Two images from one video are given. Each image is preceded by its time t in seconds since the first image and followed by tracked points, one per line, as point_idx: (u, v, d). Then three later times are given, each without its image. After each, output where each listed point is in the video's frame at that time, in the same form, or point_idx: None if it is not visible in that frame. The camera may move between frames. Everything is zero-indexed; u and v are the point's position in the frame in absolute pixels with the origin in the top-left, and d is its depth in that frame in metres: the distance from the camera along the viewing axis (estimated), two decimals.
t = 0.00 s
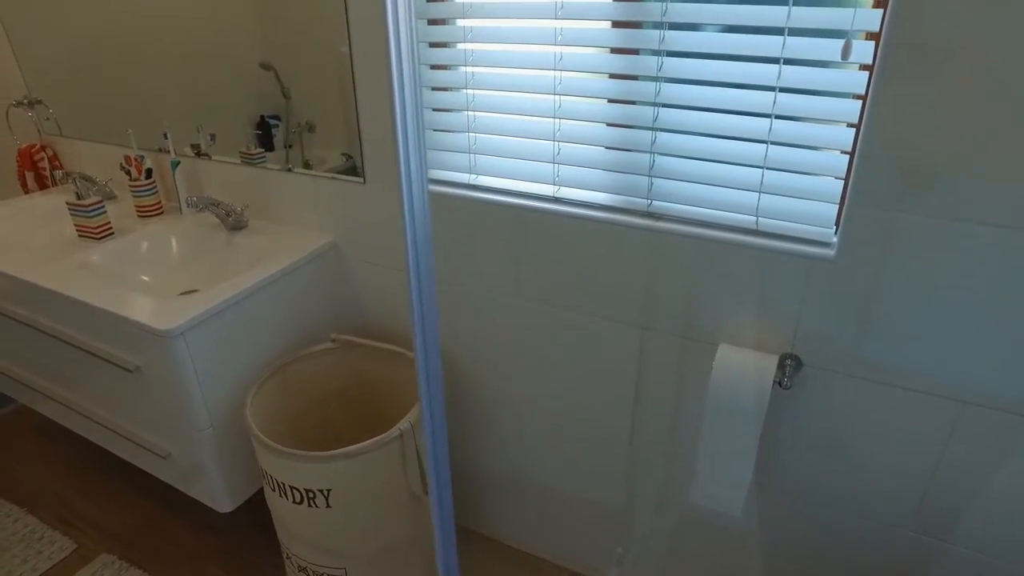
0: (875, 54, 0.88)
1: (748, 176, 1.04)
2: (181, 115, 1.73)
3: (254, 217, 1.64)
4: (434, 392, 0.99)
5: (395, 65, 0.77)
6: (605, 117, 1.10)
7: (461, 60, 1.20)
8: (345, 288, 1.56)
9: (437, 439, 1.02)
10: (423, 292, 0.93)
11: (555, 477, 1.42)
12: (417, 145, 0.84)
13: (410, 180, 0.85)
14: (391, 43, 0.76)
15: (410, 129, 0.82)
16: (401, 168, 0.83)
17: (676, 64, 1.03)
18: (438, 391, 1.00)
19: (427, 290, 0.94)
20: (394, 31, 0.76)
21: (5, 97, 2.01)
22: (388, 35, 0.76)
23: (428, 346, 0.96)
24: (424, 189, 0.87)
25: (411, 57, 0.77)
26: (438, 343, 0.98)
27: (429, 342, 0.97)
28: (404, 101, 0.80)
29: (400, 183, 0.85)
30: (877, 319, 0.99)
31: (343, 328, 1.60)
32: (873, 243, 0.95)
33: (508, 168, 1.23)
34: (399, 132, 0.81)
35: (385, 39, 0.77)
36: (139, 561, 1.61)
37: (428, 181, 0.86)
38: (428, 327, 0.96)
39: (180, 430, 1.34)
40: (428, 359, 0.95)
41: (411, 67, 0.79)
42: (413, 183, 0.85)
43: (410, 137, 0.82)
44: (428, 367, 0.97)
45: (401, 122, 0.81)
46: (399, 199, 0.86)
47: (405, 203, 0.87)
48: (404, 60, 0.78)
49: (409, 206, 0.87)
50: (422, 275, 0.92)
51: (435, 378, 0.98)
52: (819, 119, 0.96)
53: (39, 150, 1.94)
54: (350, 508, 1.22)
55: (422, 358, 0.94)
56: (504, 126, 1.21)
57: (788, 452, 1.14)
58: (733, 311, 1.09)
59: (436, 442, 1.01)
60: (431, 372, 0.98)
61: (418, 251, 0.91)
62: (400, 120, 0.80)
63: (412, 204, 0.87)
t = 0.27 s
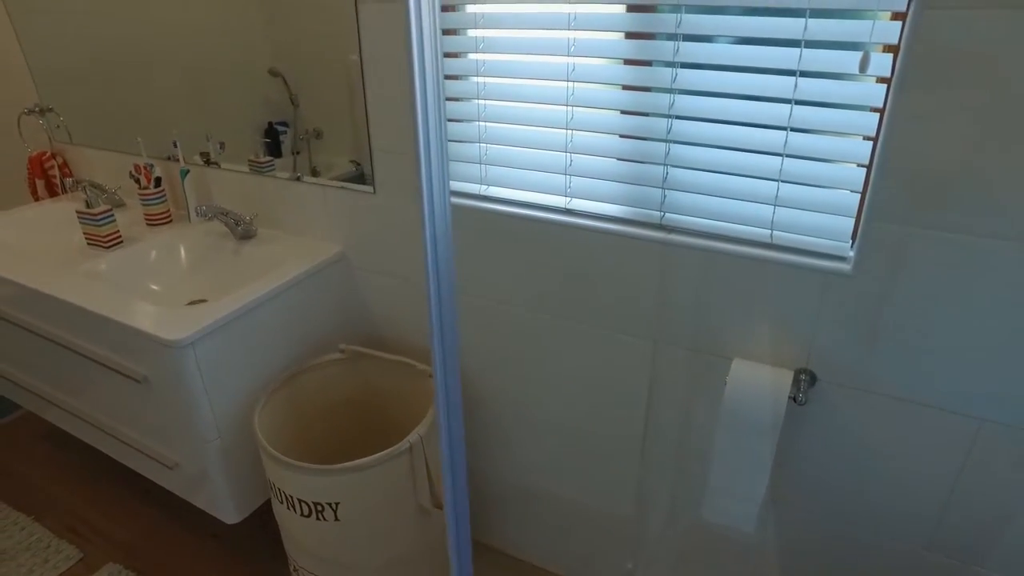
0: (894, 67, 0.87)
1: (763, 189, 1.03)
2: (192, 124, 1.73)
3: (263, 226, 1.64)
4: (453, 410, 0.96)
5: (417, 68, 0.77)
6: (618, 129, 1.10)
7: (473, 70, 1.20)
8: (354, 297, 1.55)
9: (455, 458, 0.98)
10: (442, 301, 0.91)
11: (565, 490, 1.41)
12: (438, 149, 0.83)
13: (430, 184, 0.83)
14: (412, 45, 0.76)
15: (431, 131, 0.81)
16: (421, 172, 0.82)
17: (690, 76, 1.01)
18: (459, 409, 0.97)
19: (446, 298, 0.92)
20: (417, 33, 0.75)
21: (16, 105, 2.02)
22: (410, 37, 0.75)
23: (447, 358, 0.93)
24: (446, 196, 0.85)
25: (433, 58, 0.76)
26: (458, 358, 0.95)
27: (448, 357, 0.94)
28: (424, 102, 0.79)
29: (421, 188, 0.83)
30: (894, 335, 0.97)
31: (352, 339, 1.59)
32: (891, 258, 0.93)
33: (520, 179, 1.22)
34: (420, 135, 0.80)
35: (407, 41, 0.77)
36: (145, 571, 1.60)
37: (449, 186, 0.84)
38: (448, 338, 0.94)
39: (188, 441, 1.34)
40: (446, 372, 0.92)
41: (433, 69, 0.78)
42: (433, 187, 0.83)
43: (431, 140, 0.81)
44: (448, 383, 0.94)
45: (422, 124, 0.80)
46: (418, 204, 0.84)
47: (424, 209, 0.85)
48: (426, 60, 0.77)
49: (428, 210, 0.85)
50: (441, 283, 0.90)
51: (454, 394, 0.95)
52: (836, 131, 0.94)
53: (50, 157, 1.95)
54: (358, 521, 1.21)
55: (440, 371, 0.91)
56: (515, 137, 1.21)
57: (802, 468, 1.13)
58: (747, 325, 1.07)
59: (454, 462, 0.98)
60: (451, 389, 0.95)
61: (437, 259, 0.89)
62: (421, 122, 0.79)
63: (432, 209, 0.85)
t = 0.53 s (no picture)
0: (912, 78, 0.85)
1: (777, 201, 1.02)
2: (203, 132, 1.74)
3: (273, 234, 1.64)
4: (466, 422, 0.95)
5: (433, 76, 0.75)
6: (630, 140, 1.09)
7: (484, 79, 1.20)
8: (362, 306, 1.55)
9: (466, 471, 0.97)
10: (456, 313, 0.89)
11: (574, 502, 1.40)
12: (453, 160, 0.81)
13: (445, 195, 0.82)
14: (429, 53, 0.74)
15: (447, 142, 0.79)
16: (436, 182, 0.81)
17: (703, 87, 1.01)
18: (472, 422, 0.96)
19: (461, 310, 0.90)
20: (434, 42, 0.74)
21: (30, 112, 2.03)
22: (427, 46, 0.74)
23: (461, 371, 0.92)
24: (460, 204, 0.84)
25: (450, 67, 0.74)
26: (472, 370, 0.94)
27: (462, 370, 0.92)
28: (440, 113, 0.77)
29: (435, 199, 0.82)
30: (911, 350, 0.95)
31: (360, 347, 1.59)
32: (908, 272, 0.92)
33: (530, 190, 1.22)
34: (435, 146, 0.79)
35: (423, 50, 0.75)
36: None
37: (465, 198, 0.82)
38: (462, 351, 0.92)
39: (196, 449, 1.33)
40: (459, 384, 0.91)
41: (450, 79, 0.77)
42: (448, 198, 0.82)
43: (446, 150, 0.79)
44: (461, 395, 0.93)
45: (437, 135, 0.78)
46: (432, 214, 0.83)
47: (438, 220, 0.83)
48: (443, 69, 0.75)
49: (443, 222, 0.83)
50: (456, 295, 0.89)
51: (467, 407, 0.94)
52: (852, 143, 0.93)
53: (63, 163, 1.97)
54: (366, 533, 1.21)
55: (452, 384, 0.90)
56: (526, 147, 1.20)
57: (815, 484, 1.11)
58: (760, 338, 1.06)
59: (465, 475, 0.96)
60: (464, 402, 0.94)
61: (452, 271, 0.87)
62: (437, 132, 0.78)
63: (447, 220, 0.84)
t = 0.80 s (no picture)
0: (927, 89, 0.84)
1: (788, 213, 1.01)
2: (214, 140, 1.75)
3: (282, 242, 1.64)
4: (473, 440, 0.92)
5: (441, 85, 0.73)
6: (640, 150, 1.08)
7: (494, 88, 1.20)
8: (371, 314, 1.55)
9: (473, 490, 0.95)
10: (465, 329, 0.87)
11: (582, 514, 1.39)
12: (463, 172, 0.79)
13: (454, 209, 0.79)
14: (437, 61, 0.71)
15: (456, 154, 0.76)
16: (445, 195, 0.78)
17: (714, 97, 1.00)
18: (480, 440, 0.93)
19: (470, 327, 0.87)
20: (442, 50, 0.71)
21: (44, 119, 2.05)
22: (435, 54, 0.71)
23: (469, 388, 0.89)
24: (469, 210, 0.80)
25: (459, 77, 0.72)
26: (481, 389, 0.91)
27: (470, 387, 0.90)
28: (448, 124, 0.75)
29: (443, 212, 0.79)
30: (925, 366, 0.94)
31: (368, 356, 1.59)
32: (922, 286, 0.90)
33: (540, 200, 1.21)
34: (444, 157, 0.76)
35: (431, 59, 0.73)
36: None
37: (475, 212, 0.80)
38: (470, 367, 0.89)
39: (203, 457, 1.33)
40: (467, 401, 0.88)
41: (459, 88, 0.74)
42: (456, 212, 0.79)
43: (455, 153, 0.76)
44: (468, 412, 0.90)
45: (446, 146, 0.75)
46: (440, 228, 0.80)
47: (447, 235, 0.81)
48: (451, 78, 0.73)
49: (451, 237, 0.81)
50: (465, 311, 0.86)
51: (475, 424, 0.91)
52: (865, 155, 0.92)
53: (75, 170, 1.98)
54: (372, 543, 1.20)
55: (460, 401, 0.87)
56: (535, 158, 1.20)
57: (827, 500, 1.09)
58: (771, 351, 1.05)
59: (472, 493, 0.94)
60: (471, 418, 0.91)
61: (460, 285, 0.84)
62: (445, 144, 0.75)
63: (456, 235, 0.81)
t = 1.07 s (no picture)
0: (943, 101, 0.83)
1: (801, 225, 1.00)
2: (224, 147, 1.75)
3: (290, 249, 1.64)
4: (480, 452, 0.91)
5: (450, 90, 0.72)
6: (651, 161, 1.07)
7: (504, 97, 1.19)
8: (379, 323, 1.54)
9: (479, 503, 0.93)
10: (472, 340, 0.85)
11: (590, 527, 1.37)
12: (471, 179, 0.78)
13: (462, 216, 0.78)
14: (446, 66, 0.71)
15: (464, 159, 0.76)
16: (453, 201, 0.77)
17: (726, 108, 0.99)
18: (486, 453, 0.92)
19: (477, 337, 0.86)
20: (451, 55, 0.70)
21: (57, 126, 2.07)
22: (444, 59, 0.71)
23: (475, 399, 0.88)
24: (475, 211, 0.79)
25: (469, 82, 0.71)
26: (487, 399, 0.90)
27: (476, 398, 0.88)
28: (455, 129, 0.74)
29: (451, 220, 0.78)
30: (941, 382, 0.92)
31: (376, 365, 1.58)
32: (938, 301, 0.89)
33: (549, 210, 1.21)
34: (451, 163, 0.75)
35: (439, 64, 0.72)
36: None
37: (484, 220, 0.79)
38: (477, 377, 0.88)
39: (209, 466, 1.33)
40: (473, 412, 0.87)
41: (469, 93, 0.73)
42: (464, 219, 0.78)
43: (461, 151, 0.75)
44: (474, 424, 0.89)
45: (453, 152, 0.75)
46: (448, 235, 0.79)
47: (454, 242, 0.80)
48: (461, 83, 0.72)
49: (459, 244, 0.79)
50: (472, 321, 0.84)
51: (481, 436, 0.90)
52: (880, 168, 0.91)
53: (87, 176, 1.99)
54: (377, 555, 1.19)
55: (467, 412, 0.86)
56: (544, 168, 1.19)
57: (840, 517, 1.07)
58: (782, 365, 1.03)
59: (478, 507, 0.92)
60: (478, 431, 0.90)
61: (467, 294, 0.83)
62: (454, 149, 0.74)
63: (464, 244, 0.80)
